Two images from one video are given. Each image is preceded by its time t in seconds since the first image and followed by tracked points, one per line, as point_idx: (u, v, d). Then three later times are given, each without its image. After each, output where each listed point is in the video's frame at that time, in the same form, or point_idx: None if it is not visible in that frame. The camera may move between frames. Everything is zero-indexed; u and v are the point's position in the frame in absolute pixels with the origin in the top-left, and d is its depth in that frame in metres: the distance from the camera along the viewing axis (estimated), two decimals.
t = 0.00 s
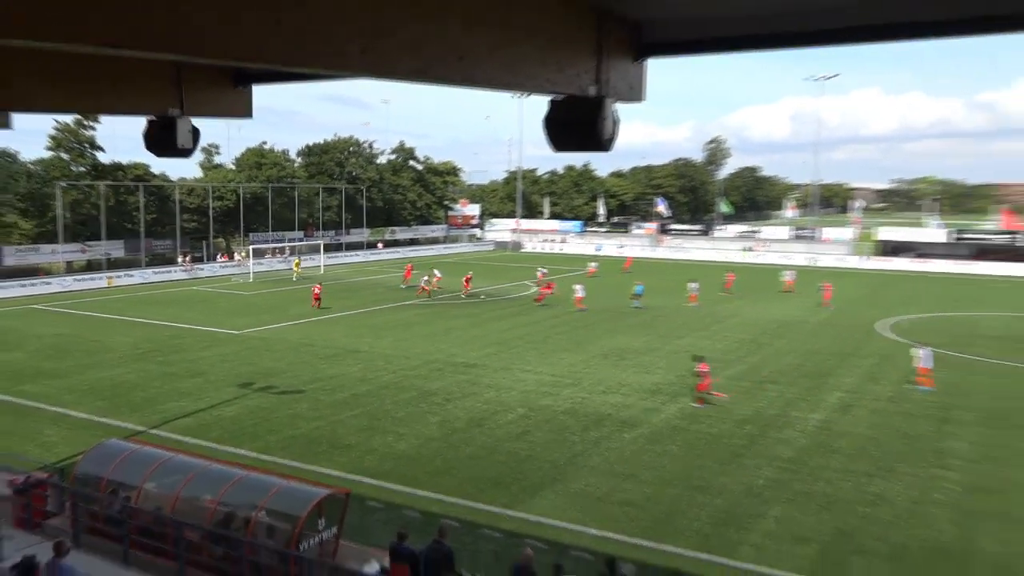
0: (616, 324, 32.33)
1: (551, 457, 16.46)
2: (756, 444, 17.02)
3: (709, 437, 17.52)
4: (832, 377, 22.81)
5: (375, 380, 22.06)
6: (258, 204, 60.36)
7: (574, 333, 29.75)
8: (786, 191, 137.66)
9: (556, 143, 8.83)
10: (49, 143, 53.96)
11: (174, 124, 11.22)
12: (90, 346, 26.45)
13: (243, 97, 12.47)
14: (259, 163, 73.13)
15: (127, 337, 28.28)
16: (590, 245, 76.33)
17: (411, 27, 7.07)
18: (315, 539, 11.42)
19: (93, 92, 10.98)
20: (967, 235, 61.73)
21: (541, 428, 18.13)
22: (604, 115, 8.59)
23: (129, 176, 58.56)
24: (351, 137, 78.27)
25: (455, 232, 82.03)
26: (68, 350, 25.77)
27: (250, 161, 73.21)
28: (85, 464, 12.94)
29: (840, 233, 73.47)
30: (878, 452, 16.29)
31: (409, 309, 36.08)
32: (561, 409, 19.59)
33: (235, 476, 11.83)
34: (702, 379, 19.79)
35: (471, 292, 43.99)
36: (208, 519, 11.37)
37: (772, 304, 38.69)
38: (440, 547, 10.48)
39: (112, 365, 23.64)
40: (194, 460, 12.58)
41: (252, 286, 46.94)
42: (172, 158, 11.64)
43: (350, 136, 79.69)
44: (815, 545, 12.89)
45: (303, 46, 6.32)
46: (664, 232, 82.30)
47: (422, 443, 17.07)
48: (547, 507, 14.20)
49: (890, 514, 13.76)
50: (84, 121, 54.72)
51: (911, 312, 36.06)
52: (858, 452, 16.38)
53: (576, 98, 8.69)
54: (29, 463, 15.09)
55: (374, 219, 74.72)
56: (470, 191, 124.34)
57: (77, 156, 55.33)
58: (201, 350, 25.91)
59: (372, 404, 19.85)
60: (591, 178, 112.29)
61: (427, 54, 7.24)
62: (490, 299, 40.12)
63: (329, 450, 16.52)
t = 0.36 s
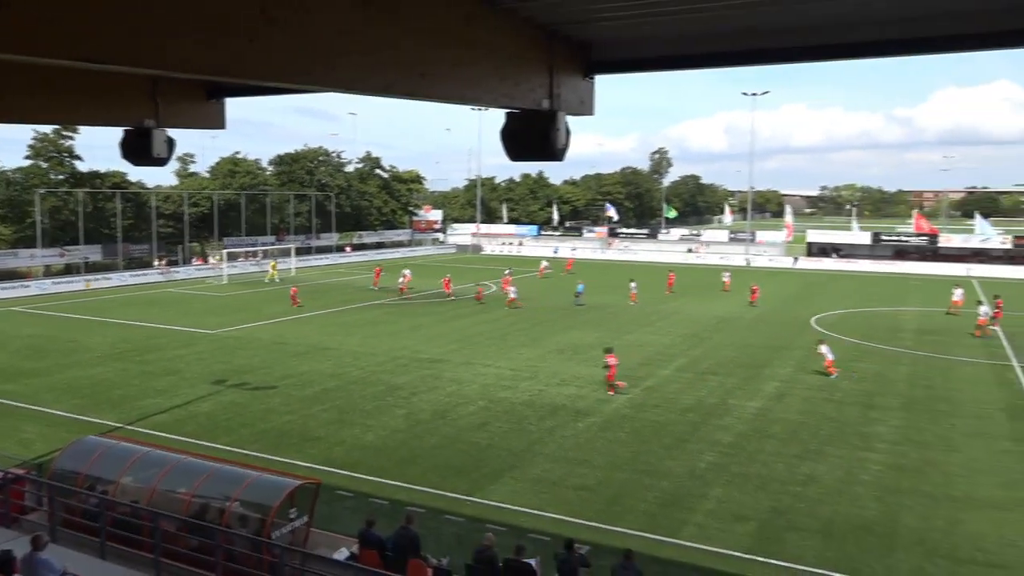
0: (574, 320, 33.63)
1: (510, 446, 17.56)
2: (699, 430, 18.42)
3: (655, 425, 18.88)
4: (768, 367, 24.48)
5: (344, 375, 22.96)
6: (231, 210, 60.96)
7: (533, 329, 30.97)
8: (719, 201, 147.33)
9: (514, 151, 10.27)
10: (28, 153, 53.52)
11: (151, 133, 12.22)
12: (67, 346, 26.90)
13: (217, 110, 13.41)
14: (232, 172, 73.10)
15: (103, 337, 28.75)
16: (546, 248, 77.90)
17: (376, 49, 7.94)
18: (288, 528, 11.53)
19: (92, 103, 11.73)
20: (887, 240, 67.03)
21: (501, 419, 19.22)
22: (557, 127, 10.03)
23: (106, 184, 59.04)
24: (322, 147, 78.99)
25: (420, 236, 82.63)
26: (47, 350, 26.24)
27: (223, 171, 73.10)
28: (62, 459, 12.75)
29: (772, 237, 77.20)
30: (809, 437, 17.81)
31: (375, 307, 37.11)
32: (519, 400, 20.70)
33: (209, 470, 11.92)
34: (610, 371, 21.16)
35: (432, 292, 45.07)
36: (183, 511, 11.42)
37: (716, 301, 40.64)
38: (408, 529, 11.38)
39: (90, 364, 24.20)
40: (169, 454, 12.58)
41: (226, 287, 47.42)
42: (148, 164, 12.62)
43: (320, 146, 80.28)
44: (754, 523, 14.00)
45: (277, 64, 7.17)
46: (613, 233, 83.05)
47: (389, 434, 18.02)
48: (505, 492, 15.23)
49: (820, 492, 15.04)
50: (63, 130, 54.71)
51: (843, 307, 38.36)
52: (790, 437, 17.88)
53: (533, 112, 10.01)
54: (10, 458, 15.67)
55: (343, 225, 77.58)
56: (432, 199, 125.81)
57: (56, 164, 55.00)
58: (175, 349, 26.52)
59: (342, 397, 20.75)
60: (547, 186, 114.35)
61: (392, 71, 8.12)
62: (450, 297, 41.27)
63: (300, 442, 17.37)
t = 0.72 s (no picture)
0: (545, 319, 33.73)
1: (482, 445, 17.57)
2: (670, 429, 18.54)
3: (627, 424, 18.96)
4: (738, 365, 24.72)
5: (315, 376, 22.83)
6: (199, 211, 60.32)
7: (504, 329, 31.02)
8: (688, 201, 148.84)
9: (484, 152, 10.13)
10: None
11: (115, 132, 11.89)
12: (28, 349, 26.34)
13: (183, 109, 13.21)
14: (199, 172, 71.98)
15: (65, 340, 28.20)
16: (518, 248, 77.93)
17: (346, 48, 7.90)
18: (258, 531, 11.40)
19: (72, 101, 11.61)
20: (852, 240, 69.50)
21: (473, 419, 19.22)
22: (528, 127, 10.02)
23: (69, 184, 58.14)
24: (291, 147, 78.31)
25: (390, 236, 82.32)
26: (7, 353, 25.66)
27: (191, 170, 71.73)
28: (24, 465, 12.49)
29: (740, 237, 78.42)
30: (777, 434, 18.03)
31: (346, 308, 36.97)
32: (491, 400, 20.72)
33: (177, 473, 11.77)
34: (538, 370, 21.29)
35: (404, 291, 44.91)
36: (151, 516, 11.24)
37: (685, 299, 40.98)
38: (379, 531, 11.32)
39: (52, 367, 23.73)
40: (135, 458, 12.37)
41: (193, 288, 46.78)
42: (112, 164, 12.30)
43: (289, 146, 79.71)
44: (723, 519, 14.15)
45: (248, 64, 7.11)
46: (584, 233, 83.10)
47: (360, 435, 17.94)
48: (477, 492, 15.22)
49: (788, 489, 15.24)
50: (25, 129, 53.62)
51: (810, 305, 38.99)
52: (759, 435, 18.07)
53: (502, 111, 9.97)
54: None
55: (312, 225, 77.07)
56: (402, 199, 125.36)
57: (18, 164, 53.99)
58: (141, 351, 26.13)
59: (312, 399, 20.61)
60: (518, 186, 114.40)
61: (361, 71, 8.09)
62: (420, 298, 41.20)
63: (270, 445, 17.21)
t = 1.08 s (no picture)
0: (538, 319, 33.73)
1: (477, 445, 17.57)
2: (663, 428, 18.58)
3: (621, 423, 18.98)
4: (732, 364, 24.77)
5: (308, 376, 22.78)
6: (191, 210, 60.09)
7: (498, 329, 31.00)
8: (682, 200, 148.88)
9: (477, 151, 10.11)
10: None
11: (107, 132, 11.96)
12: (19, 350, 26.21)
13: (175, 108, 13.07)
14: (192, 171, 71.66)
15: (57, 340, 28.08)
16: (511, 247, 77.91)
17: (336, 48, 7.86)
18: (252, 531, 11.39)
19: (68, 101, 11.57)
20: (845, 239, 69.91)
21: (467, 419, 19.22)
22: (521, 126, 10.01)
23: (60, 183, 57.90)
24: (283, 145, 78.15)
25: (383, 236, 82.14)
26: None
27: (182, 169, 71.33)
28: (16, 465, 12.43)
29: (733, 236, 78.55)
30: (771, 433, 18.09)
31: (339, 308, 36.90)
32: (485, 400, 20.71)
33: (171, 473, 11.74)
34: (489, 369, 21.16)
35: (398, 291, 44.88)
36: (144, 516, 11.21)
37: (679, 299, 41.02)
38: (374, 531, 11.31)
39: (44, 367, 23.64)
40: (129, 457, 12.33)
41: (186, 288, 46.60)
42: (102, 163, 12.37)
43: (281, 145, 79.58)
44: (717, 518, 14.19)
45: (235, 63, 7.06)
46: (578, 233, 83.10)
47: (354, 435, 17.91)
48: (472, 491, 15.23)
49: (782, 487, 15.30)
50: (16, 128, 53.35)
51: (803, 305, 39.05)
52: (753, 434, 18.12)
53: (496, 110, 9.97)
54: None
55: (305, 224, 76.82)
56: (396, 198, 125.07)
57: (8, 163, 53.69)
58: (134, 351, 26.05)
59: (306, 399, 20.57)
60: (511, 185, 114.25)
61: (351, 70, 8.05)
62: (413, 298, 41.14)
63: (263, 445, 17.18)
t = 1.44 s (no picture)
0: (530, 316, 33.77)
1: (469, 442, 17.57)
2: (655, 425, 18.62)
3: (613, 420, 19.01)
4: (723, 360, 24.85)
5: (300, 374, 22.74)
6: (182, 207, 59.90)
7: (490, 326, 31.03)
8: (674, 198, 149.30)
9: (470, 148, 10.03)
10: None
11: (97, 128, 11.78)
12: (8, 348, 26.07)
13: (167, 104, 13.09)
14: (183, 169, 71.43)
15: (47, 337, 27.95)
16: (504, 244, 77.92)
17: (331, 46, 7.85)
18: (244, 528, 11.36)
19: (60, 98, 11.49)
20: (836, 236, 70.21)
21: (460, 416, 19.21)
22: (514, 124, 9.97)
23: (51, 181, 57.65)
24: (275, 142, 78.07)
25: (376, 234, 82.11)
26: None
27: (174, 167, 71.02)
28: (6, 464, 12.35)
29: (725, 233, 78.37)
30: (762, 429, 18.15)
31: (331, 305, 36.85)
32: (477, 397, 20.71)
33: (162, 472, 11.69)
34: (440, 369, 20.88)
35: (390, 288, 44.81)
36: (136, 514, 11.16)
37: (671, 296, 41.13)
38: (366, 529, 11.30)
39: (34, 365, 23.52)
40: (122, 456, 12.29)
41: (177, 286, 46.48)
42: (94, 161, 12.19)
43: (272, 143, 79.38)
44: (709, 514, 14.23)
45: (231, 60, 7.04)
46: (570, 230, 83.16)
47: (347, 433, 17.89)
48: (465, 489, 15.23)
49: (773, 483, 15.36)
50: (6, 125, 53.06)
51: (795, 301, 39.20)
52: (745, 430, 18.18)
53: (488, 107, 9.96)
54: None
55: (297, 221, 76.69)
56: (388, 196, 125.06)
57: None
58: (124, 349, 25.94)
59: (298, 396, 20.53)
60: (504, 182, 113.84)
61: (346, 68, 8.03)
62: (405, 295, 41.13)
63: (255, 443, 17.13)
